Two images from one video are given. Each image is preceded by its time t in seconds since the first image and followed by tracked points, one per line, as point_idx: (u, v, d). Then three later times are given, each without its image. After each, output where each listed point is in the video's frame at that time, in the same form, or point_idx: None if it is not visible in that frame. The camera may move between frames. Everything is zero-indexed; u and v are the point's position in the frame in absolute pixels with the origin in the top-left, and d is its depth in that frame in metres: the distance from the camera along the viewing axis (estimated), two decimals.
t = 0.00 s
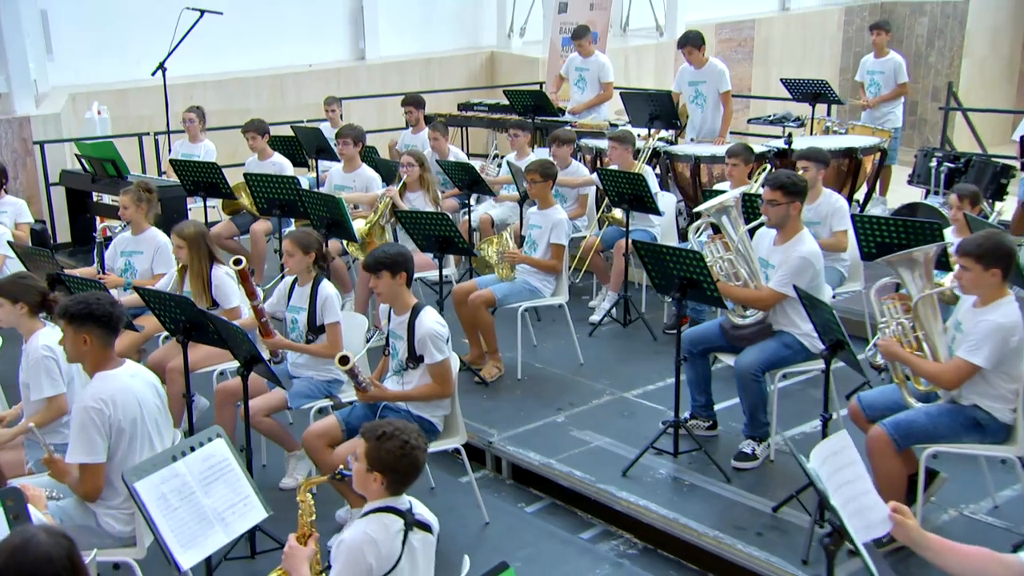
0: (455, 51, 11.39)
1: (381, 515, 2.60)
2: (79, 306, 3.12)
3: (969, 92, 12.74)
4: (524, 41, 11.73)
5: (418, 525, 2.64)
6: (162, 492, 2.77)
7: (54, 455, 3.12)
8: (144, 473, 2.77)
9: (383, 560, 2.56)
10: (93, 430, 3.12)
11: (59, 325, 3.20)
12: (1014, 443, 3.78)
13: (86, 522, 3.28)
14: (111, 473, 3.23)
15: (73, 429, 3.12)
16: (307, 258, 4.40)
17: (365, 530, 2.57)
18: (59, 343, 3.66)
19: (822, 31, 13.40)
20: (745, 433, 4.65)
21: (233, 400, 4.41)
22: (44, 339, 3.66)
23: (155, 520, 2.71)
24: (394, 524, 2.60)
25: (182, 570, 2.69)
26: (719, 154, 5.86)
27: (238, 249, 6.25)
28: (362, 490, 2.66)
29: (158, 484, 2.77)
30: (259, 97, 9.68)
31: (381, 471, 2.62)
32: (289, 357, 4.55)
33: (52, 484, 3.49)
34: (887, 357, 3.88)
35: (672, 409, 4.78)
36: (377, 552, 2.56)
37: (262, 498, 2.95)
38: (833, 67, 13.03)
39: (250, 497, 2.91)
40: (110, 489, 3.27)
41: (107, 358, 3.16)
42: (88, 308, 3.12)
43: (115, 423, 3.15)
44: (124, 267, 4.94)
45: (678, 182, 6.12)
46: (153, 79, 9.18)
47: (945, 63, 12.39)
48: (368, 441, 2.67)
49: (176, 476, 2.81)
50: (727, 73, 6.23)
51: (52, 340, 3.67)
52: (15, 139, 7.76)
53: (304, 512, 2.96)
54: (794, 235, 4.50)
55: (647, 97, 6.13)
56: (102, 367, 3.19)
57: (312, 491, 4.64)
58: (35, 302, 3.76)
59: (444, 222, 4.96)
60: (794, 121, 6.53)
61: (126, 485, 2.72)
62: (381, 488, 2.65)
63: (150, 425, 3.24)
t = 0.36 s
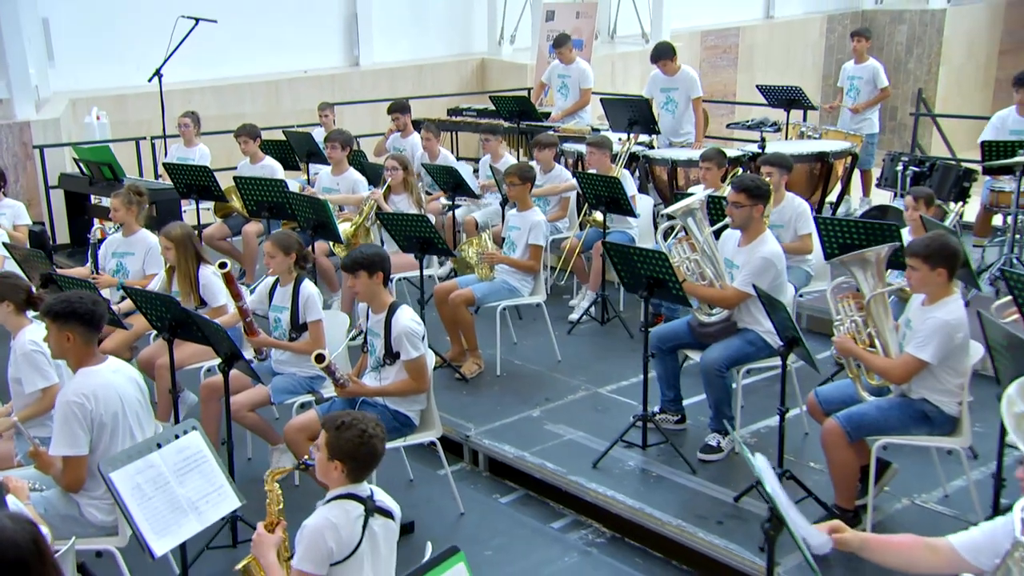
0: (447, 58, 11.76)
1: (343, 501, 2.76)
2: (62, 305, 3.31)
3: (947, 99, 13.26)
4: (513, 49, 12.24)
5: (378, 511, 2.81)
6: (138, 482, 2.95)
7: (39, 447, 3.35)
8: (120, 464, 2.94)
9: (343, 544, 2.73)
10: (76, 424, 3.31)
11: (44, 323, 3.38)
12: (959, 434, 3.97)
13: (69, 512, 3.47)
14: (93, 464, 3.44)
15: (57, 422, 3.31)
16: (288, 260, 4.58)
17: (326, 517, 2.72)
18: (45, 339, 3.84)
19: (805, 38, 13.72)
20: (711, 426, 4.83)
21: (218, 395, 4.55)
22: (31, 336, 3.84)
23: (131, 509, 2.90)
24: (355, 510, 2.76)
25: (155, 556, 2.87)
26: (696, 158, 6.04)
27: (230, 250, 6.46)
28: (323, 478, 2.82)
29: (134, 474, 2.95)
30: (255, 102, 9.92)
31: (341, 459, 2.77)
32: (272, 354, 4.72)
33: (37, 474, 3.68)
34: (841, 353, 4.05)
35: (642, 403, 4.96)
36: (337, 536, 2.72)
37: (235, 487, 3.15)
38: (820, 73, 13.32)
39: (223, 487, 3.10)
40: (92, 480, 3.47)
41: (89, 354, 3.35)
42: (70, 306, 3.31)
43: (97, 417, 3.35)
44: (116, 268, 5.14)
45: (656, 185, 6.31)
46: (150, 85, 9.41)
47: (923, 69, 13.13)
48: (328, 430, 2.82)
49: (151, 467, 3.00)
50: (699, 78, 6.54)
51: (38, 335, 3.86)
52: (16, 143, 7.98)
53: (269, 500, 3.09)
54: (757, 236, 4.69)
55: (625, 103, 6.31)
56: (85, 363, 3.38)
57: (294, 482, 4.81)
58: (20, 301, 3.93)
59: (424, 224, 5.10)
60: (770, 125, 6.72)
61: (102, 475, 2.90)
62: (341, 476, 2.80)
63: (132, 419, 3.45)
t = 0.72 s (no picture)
0: (441, 64, 11.98)
1: (309, 489, 2.94)
2: (49, 304, 3.51)
3: (925, 104, 14.03)
4: (504, 55, 12.24)
5: (343, 500, 2.99)
6: (117, 473, 3.12)
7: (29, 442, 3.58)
8: (101, 455, 3.12)
9: (309, 530, 2.90)
10: (62, 418, 3.51)
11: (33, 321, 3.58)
12: (912, 428, 4.15)
13: (56, 503, 3.67)
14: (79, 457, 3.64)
15: (44, 415, 3.51)
16: (273, 260, 4.80)
17: (293, 505, 2.89)
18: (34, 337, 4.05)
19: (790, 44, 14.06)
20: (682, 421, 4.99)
21: (206, 389, 4.70)
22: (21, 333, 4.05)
23: (110, 498, 3.07)
24: (321, 498, 2.93)
25: (133, 543, 3.05)
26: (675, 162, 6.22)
27: (223, 251, 6.65)
28: (290, 468, 3.01)
29: (113, 466, 3.13)
30: (252, 108, 10.16)
31: (306, 450, 2.96)
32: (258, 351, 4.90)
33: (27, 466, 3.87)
34: (800, 349, 4.22)
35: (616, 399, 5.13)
36: (303, 523, 2.89)
37: (212, 479, 3.34)
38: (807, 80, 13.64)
39: (201, 478, 3.30)
40: (78, 472, 3.68)
41: (76, 351, 3.56)
42: (57, 306, 3.51)
43: (83, 411, 3.55)
44: (110, 269, 5.36)
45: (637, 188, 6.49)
46: (147, 91, 9.61)
47: (903, 76, 13.75)
48: (293, 422, 3.01)
49: (130, 459, 3.18)
50: (677, 86, 6.78)
51: (28, 333, 4.08)
52: (17, 147, 8.22)
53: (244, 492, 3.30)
54: (725, 238, 4.87)
55: (607, 109, 6.49)
56: (72, 360, 3.60)
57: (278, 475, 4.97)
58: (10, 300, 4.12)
59: (407, 226, 5.27)
60: (750, 130, 6.90)
61: (81, 466, 3.06)
62: (307, 466, 2.98)
63: (116, 414, 3.65)
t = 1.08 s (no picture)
0: (435, 70, 12.27)
1: (282, 479, 3.12)
2: (42, 303, 3.72)
3: (907, 111, 14.20)
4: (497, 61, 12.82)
5: (315, 489, 3.17)
6: (101, 465, 3.31)
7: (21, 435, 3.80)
8: (86, 447, 3.30)
9: (282, 517, 3.08)
10: (54, 412, 3.73)
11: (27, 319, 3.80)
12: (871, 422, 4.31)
13: (46, 494, 3.86)
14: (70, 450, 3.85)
15: (37, 409, 3.73)
16: (260, 261, 5.01)
17: (267, 495, 3.07)
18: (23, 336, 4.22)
19: (773, 58, 14.67)
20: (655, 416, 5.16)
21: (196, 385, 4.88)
22: (11, 332, 4.22)
23: (94, 488, 3.26)
24: (293, 488, 3.11)
25: (115, 531, 3.23)
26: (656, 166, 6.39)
27: (218, 252, 6.81)
28: (264, 459, 3.19)
29: (98, 458, 3.31)
30: (251, 113, 10.41)
31: (279, 442, 3.14)
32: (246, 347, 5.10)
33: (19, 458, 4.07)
34: (765, 347, 4.38)
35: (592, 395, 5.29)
36: (276, 511, 3.07)
37: (194, 471, 3.52)
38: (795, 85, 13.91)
39: (183, 469, 3.48)
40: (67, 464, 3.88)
41: (68, 348, 3.78)
42: (49, 305, 3.73)
43: (73, 406, 3.76)
44: (106, 269, 5.56)
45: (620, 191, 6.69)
46: (147, 96, 9.86)
47: (885, 82, 14.06)
48: (265, 415, 3.19)
49: (114, 451, 3.36)
50: (659, 92, 7.02)
51: (18, 331, 4.24)
52: (21, 152, 8.45)
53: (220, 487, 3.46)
54: (697, 239, 5.04)
55: (591, 115, 6.67)
56: (64, 356, 3.82)
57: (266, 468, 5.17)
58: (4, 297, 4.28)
59: (391, 228, 5.43)
60: (732, 135, 7.07)
61: (66, 458, 3.24)
62: (281, 457, 3.17)
63: (106, 409, 3.86)
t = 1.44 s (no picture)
0: (431, 76, 12.55)
1: (262, 471, 3.30)
2: (42, 301, 3.94)
3: (893, 117, 14.40)
4: (492, 68, 12.96)
5: (294, 480, 3.35)
6: (89, 457, 3.43)
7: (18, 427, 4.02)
8: (75, 440, 3.42)
9: (262, 507, 3.26)
10: (51, 405, 3.93)
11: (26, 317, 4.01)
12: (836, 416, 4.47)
13: (42, 485, 4.06)
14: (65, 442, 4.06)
15: (35, 404, 3.92)
16: (250, 261, 5.22)
17: (248, 486, 3.25)
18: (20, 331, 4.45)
19: (763, 61, 14.94)
20: (633, 411, 5.34)
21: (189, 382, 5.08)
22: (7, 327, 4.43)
23: (83, 479, 3.38)
24: (273, 478, 3.30)
25: (103, 520, 3.35)
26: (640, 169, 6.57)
27: (216, 253, 7.01)
28: (244, 452, 3.37)
29: (87, 450, 3.44)
30: (251, 117, 10.66)
31: (259, 434, 3.32)
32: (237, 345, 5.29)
33: (17, 450, 4.27)
34: (734, 345, 4.54)
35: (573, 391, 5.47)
36: (256, 501, 3.25)
37: (181, 463, 3.64)
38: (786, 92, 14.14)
39: (170, 461, 3.60)
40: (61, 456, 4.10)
41: (65, 345, 4.00)
42: (48, 304, 3.94)
43: (69, 401, 3.96)
44: (105, 270, 5.78)
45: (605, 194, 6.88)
46: (150, 102, 10.10)
47: (871, 88, 14.29)
48: (246, 409, 3.36)
49: (103, 444, 3.49)
50: (646, 98, 7.23)
51: (15, 327, 4.46)
52: (27, 155, 8.71)
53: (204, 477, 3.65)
54: (674, 241, 5.21)
55: (579, 120, 6.85)
56: (61, 353, 4.03)
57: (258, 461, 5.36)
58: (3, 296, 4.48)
59: (379, 230, 5.59)
60: (717, 139, 7.24)
61: (56, 450, 3.36)
62: (261, 449, 3.35)
63: (101, 403, 4.06)
